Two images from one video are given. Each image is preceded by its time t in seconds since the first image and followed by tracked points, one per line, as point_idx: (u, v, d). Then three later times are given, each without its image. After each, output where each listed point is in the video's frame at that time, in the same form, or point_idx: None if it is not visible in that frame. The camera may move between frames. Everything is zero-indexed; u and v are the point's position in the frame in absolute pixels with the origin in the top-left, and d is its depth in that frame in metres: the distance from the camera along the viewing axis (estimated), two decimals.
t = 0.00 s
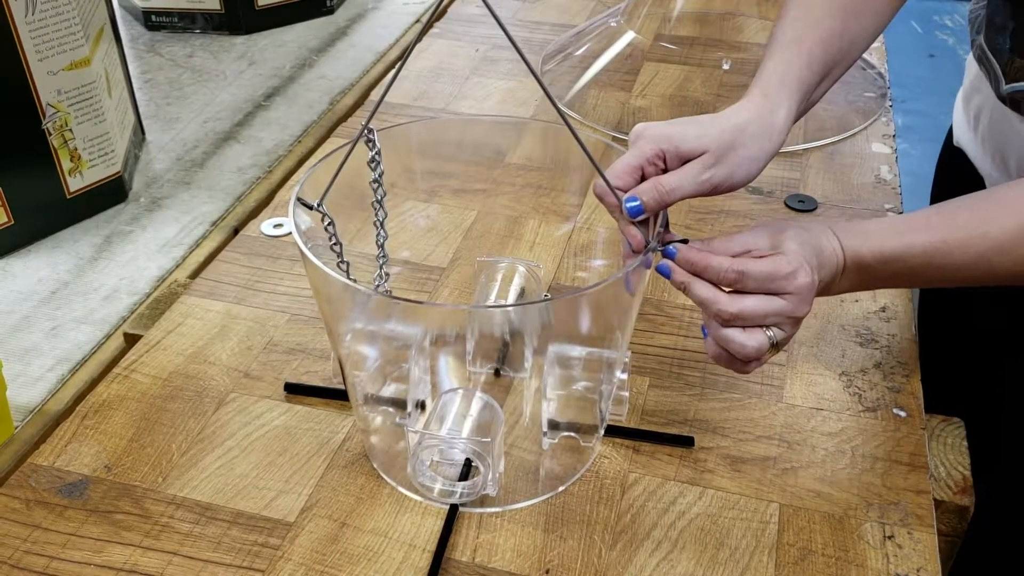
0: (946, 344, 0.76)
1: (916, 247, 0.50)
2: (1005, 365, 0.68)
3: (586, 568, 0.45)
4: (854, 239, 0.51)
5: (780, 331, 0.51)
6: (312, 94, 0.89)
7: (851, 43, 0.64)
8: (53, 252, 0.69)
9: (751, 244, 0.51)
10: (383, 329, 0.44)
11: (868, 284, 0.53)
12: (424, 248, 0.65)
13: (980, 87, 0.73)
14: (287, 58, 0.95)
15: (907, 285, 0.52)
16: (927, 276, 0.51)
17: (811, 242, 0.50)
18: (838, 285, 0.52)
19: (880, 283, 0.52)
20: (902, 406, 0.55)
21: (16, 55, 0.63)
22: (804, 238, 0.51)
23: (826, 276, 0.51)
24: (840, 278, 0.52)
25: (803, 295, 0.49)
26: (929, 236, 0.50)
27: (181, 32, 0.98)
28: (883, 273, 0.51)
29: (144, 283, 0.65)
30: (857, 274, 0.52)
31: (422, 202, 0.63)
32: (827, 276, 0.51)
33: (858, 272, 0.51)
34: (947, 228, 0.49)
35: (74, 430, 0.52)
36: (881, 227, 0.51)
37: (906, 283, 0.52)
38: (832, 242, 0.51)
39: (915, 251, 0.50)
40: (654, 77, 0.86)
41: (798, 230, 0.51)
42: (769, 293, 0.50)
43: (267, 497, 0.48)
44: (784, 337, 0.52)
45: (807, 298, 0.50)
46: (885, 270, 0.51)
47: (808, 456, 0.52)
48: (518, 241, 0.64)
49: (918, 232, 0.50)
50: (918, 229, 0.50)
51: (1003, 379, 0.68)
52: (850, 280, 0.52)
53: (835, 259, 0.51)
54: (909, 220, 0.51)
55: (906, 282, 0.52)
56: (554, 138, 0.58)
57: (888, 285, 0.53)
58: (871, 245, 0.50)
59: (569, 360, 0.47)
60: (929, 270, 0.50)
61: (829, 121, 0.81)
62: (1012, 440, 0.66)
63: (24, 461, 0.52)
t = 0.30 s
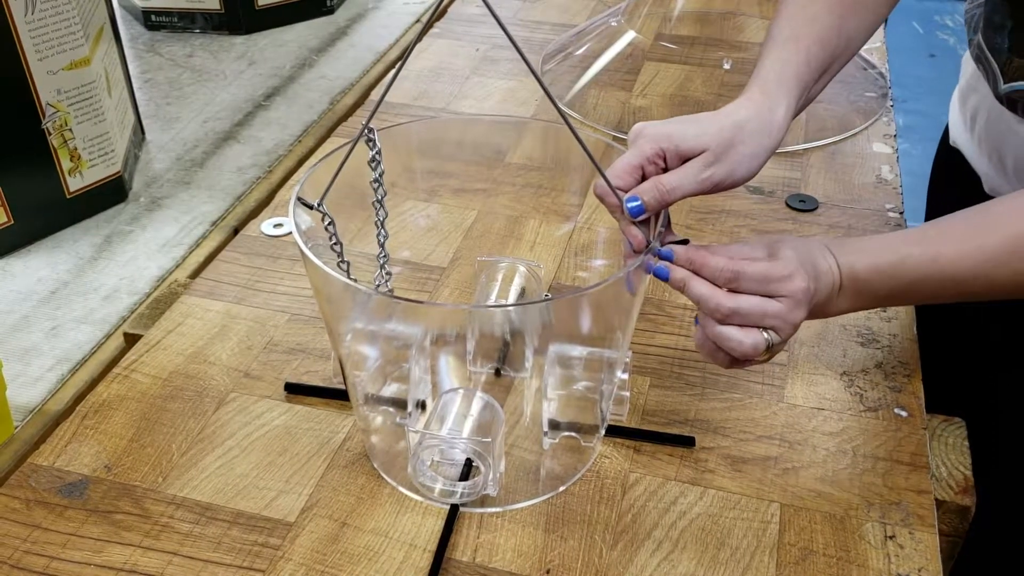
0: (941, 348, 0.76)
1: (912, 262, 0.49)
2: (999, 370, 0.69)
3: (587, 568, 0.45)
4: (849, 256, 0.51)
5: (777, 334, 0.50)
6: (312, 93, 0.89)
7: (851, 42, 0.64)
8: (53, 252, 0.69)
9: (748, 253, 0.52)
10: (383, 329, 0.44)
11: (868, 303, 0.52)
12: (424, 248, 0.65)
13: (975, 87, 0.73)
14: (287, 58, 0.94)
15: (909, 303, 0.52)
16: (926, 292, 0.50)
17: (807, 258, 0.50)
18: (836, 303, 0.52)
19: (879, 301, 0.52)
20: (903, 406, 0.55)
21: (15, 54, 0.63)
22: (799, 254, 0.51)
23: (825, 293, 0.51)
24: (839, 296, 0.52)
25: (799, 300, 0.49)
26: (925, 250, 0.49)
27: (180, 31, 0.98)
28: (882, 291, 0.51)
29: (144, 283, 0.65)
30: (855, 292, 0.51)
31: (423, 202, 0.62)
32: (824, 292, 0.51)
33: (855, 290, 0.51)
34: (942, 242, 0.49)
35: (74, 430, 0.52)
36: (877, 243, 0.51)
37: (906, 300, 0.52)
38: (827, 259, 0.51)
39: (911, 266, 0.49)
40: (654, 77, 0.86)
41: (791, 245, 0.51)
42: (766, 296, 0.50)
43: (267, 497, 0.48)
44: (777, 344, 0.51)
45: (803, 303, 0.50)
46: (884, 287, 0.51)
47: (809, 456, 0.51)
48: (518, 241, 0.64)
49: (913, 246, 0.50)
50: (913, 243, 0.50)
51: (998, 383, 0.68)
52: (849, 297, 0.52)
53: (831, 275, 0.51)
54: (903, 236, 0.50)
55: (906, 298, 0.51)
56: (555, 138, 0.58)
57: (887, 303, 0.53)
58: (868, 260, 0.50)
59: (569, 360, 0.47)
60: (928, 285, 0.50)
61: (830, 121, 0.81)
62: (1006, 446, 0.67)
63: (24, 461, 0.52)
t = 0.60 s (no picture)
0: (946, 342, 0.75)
1: (948, 238, 0.50)
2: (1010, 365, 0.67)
3: (587, 571, 0.45)
4: (882, 232, 0.50)
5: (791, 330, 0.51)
6: (312, 95, 0.89)
7: (853, 46, 0.64)
8: (54, 254, 0.69)
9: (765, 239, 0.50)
10: (384, 333, 0.43)
11: (897, 280, 0.52)
12: (424, 250, 0.66)
13: (983, 92, 0.73)
14: (287, 60, 0.94)
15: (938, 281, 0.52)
16: (959, 269, 0.50)
17: (835, 238, 0.50)
18: (866, 280, 0.52)
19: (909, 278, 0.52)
20: (903, 407, 0.55)
21: (15, 56, 0.63)
22: (828, 233, 0.50)
23: (855, 270, 0.50)
24: (870, 271, 0.51)
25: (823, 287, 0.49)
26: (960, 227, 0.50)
27: (181, 33, 0.98)
28: (915, 268, 0.51)
29: (145, 285, 0.65)
30: (887, 268, 0.51)
31: (423, 204, 0.62)
32: (853, 270, 0.50)
33: (886, 266, 0.51)
34: (977, 220, 0.50)
35: (74, 432, 0.52)
36: (909, 220, 0.50)
37: (936, 278, 0.51)
38: (858, 237, 0.50)
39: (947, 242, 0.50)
40: (654, 78, 0.86)
41: (817, 226, 0.51)
42: (781, 292, 0.49)
43: (268, 500, 0.48)
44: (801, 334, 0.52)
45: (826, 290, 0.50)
46: (916, 263, 0.50)
47: (810, 457, 0.51)
48: (518, 242, 0.65)
49: (949, 223, 0.50)
50: (947, 221, 0.50)
51: (1007, 379, 0.67)
52: (880, 273, 0.51)
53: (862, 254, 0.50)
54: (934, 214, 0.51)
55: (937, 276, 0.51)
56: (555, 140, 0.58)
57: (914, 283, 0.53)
58: (901, 236, 0.50)
59: (571, 363, 0.47)
60: (962, 262, 0.50)
61: (830, 122, 0.81)
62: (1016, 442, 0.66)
63: (24, 463, 0.52)
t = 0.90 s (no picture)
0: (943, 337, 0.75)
1: (966, 226, 0.49)
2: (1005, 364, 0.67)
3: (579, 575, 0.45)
4: (893, 218, 0.50)
5: (790, 310, 0.50)
6: (307, 96, 0.88)
7: (852, 47, 0.64)
8: (47, 258, 0.69)
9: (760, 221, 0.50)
10: (385, 341, 0.43)
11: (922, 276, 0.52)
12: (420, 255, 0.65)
13: (974, 91, 0.73)
14: (282, 61, 0.94)
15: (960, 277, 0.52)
16: (977, 260, 0.50)
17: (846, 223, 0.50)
18: (885, 270, 0.51)
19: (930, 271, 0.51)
20: (897, 408, 0.55)
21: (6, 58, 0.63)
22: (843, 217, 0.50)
23: (870, 255, 0.50)
24: (886, 259, 0.51)
25: (814, 262, 0.49)
26: (978, 219, 0.49)
27: (175, 34, 0.98)
28: (935, 257, 0.50)
29: (138, 288, 0.65)
30: (905, 257, 0.51)
31: (417, 206, 0.62)
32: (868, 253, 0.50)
33: (903, 254, 0.50)
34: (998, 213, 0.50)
35: (65, 438, 0.52)
36: (923, 205, 0.51)
37: (956, 271, 0.51)
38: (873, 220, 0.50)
39: (964, 232, 0.49)
40: (648, 79, 0.86)
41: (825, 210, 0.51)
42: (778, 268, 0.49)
43: (259, 505, 0.48)
44: (808, 317, 0.51)
45: (819, 266, 0.49)
46: (936, 252, 0.50)
47: (803, 460, 0.51)
48: (513, 244, 0.64)
49: (966, 212, 0.50)
50: (970, 211, 0.50)
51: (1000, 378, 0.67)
52: (899, 261, 0.51)
53: (874, 236, 0.50)
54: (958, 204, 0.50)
55: (958, 269, 0.51)
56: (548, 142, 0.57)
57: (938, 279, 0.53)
58: (915, 221, 0.50)
59: (574, 370, 0.47)
60: (980, 253, 0.50)
61: (825, 122, 0.80)
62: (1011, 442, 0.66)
63: (15, 469, 0.52)
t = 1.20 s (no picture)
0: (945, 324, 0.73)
1: (1005, 201, 0.47)
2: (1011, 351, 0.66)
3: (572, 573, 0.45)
4: (924, 194, 0.48)
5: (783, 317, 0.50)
6: (302, 95, 0.88)
7: (845, 48, 0.64)
8: (41, 256, 0.68)
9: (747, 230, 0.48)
10: (377, 339, 0.43)
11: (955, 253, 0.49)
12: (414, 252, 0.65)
13: (964, 96, 0.72)
14: (277, 59, 0.94)
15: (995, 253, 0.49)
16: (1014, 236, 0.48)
17: (868, 208, 0.48)
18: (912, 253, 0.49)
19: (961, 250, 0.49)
20: (892, 407, 0.54)
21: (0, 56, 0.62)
22: (866, 204, 0.48)
23: (896, 237, 0.48)
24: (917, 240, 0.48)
25: (795, 276, 0.47)
26: (1018, 192, 0.47)
27: (171, 33, 0.98)
28: (970, 234, 0.48)
29: (132, 287, 0.64)
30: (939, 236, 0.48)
31: (412, 205, 0.62)
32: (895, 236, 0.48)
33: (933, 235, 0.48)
34: None
35: (57, 437, 0.52)
36: (952, 180, 0.48)
37: (991, 247, 0.48)
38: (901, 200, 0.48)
39: (1003, 207, 0.47)
40: (644, 76, 0.86)
41: (835, 199, 0.48)
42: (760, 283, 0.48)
43: (250, 503, 0.48)
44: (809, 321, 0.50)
45: (799, 284, 0.47)
46: (971, 229, 0.48)
47: (797, 458, 0.51)
48: (507, 243, 0.64)
49: (1004, 186, 0.48)
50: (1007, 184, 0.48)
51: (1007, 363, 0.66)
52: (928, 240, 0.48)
53: (902, 219, 0.48)
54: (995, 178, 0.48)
55: (993, 245, 0.48)
56: (542, 140, 0.57)
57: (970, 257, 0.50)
58: (946, 198, 0.47)
59: (568, 368, 0.47)
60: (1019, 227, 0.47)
61: (820, 120, 0.80)
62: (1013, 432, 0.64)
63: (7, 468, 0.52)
